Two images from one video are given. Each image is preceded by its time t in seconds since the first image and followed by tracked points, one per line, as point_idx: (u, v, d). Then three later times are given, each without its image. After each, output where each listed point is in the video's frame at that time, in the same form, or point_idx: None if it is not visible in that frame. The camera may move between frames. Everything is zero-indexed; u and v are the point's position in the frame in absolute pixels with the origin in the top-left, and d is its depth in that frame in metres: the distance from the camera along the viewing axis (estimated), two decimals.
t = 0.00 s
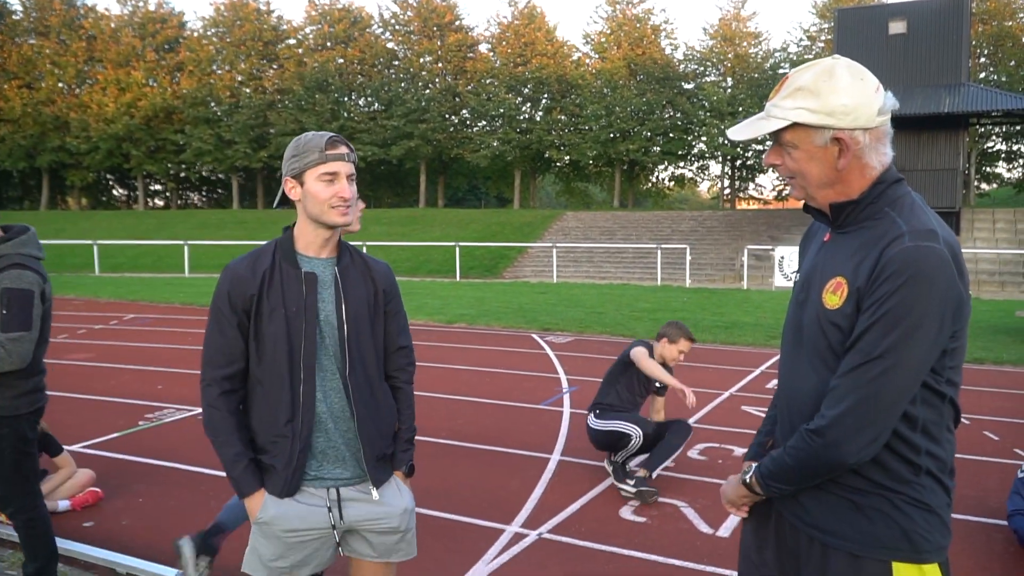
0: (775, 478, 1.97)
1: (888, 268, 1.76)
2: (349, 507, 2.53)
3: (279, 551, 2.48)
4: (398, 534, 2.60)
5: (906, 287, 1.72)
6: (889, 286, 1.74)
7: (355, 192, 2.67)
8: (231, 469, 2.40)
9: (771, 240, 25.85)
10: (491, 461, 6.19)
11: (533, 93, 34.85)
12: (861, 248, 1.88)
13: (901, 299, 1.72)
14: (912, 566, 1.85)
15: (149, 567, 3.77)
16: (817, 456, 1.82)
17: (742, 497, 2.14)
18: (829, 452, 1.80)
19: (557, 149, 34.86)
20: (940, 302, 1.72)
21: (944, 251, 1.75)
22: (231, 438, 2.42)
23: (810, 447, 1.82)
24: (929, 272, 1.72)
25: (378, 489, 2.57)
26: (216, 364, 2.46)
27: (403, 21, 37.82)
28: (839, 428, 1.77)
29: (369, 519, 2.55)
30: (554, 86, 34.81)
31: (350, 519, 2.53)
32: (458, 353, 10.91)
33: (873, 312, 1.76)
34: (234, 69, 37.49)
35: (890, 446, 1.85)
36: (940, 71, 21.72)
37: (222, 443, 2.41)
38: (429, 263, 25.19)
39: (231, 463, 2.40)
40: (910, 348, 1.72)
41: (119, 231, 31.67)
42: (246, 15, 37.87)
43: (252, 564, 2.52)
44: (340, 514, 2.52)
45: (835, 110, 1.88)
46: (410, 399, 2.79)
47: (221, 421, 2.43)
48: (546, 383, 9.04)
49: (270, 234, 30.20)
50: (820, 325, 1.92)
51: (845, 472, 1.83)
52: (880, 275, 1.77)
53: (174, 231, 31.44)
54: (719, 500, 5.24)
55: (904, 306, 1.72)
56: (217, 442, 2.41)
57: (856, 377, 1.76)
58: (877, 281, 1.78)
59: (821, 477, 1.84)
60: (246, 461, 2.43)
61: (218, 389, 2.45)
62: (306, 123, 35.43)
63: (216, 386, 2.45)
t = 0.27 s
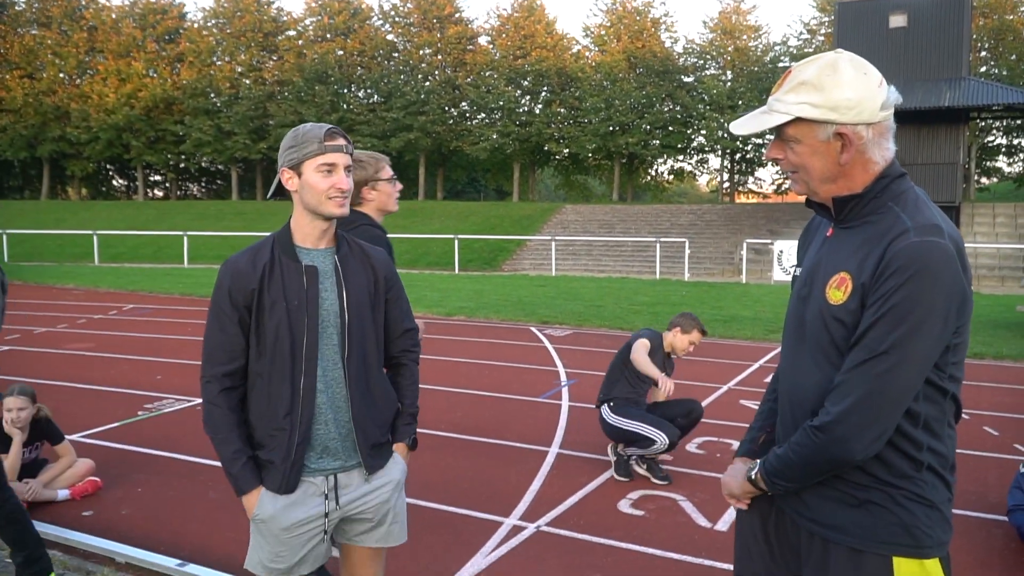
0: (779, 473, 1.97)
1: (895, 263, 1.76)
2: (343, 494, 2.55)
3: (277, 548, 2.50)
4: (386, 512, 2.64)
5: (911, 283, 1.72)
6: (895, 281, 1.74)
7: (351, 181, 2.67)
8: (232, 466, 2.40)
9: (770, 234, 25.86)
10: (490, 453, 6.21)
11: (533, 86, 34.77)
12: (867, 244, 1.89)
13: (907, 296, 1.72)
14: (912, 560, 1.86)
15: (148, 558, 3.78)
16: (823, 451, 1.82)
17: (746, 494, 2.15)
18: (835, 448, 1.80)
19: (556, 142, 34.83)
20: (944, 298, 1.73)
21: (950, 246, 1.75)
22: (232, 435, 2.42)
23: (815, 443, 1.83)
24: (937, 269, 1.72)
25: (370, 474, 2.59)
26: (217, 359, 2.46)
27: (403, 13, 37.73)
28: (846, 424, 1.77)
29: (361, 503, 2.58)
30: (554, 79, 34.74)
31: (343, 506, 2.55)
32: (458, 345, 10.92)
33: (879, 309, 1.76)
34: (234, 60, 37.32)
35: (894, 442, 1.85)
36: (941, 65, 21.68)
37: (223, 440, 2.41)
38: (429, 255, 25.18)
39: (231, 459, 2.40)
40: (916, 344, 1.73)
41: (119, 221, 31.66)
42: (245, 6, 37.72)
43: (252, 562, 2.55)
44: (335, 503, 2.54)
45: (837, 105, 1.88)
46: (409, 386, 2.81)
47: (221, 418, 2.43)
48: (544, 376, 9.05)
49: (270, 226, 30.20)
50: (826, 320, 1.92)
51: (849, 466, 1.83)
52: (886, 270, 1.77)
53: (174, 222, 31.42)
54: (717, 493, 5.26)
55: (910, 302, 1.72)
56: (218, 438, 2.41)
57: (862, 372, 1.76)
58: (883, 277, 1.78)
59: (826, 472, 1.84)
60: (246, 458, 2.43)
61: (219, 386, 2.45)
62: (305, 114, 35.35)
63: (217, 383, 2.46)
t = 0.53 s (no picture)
0: (789, 469, 1.97)
1: (905, 257, 1.75)
2: (355, 491, 2.55)
3: (290, 548, 2.49)
4: (395, 508, 2.65)
5: (922, 276, 1.72)
6: (906, 276, 1.74)
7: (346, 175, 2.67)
8: (243, 465, 2.40)
9: (772, 228, 25.83)
10: (494, 449, 6.21)
11: (534, 82, 34.70)
12: (876, 238, 1.88)
13: (916, 291, 1.72)
14: (922, 553, 1.86)
15: (155, 557, 3.79)
16: (834, 445, 1.81)
17: (757, 492, 2.13)
18: (845, 443, 1.80)
19: (558, 138, 34.79)
20: (954, 291, 1.72)
21: (960, 239, 1.75)
22: (243, 434, 2.42)
23: (825, 437, 1.82)
24: (947, 263, 1.72)
25: (380, 466, 2.60)
26: (225, 359, 2.46)
27: (404, 10, 37.70)
28: (856, 419, 1.77)
29: (373, 498, 2.58)
30: (554, 75, 34.65)
31: (355, 503, 2.55)
32: (461, 342, 10.92)
33: (890, 302, 1.75)
34: (235, 59, 37.19)
35: (903, 435, 1.85)
36: (943, 57, 21.62)
37: (234, 439, 2.41)
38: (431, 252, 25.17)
39: (242, 458, 2.40)
40: (926, 337, 1.72)
41: (121, 221, 31.72)
42: (246, 4, 37.68)
43: (262, 560, 2.53)
44: (346, 500, 2.54)
45: (844, 98, 1.88)
46: (413, 379, 2.81)
47: (232, 418, 2.43)
48: (548, 372, 9.06)
49: (271, 224, 30.19)
50: (834, 315, 1.91)
51: (861, 461, 1.83)
52: (897, 264, 1.77)
53: (177, 221, 31.47)
54: (722, 488, 5.26)
55: (920, 296, 1.72)
56: (229, 439, 2.41)
57: (873, 367, 1.76)
58: (893, 271, 1.77)
59: (837, 467, 1.84)
60: (257, 458, 2.43)
61: (230, 386, 2.45)
62: (306, 113, 35.34)
63: (228, 383, 2.45)
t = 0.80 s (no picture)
0: (788, 469, 1.96)
1: (904, 258, 1.75)
2: (355, 492, 2.56)
3: (291, 548, 2.49)
4: (398, 508, 2.66)
5: (921, 277, 1.72)
6: (904, 278, 1.74)
7: (343, 177, 2.67)
8: (242, 464, 2.40)
9: (774, 229, 25.81)
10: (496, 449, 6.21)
11: (538, 82, 34.85)
12: (875, 239, 1.88)
13: (915, 292, 1.71)
14: (919, 552, 1.86)
15: (156, 558, 3.80)
16: (832, 445, 1.81)
17: (758, 492, 2.12)
18: (844, 443, 1.79)
19: (561, 138, 34.76)
20: (952, 293, 1.72)
21: (959, 241, 1.75)
22: (242, 434, 2.42)
23: (824, 437, 1.82)
24: (945, 265, 1.71)
25: (379, 466, 2.61)
26: (223, 359, 2.45)
27: (407, 9, 37.69)
28: (855, 419, 1.76)
29: (374, 499, 2.60)
30: (558, 75, 34.71)
31: (355, 504, 2.56)
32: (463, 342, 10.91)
33: (888, 302, 1.75)
34: (238, 57, 37.26)
35: (903, 436, 1.85)
36: (946, 58, 21.59)
37: (232, 439, 2.41)
38: (433, 252, 25.17)
39: (242, 458, 2.40)
40: (925, 338, 1.72)
41: (124, 219, 31.75)
42: (249, 3, 37.68)
43: (263, 562, 2.54)
44: (347, 499, 2.55)
45: (845, 99, 1.87)
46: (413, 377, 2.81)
47: (231, 418, 2.43)
48: (549, 371, 9.06)
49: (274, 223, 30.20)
50: (834, 315, 1.91)
51: (859, 461, 1.83)
52: (898, 264, 1.76)
53: (180, 220, 31.53)
54: (724, 487, 5.26)
55: (918, 298, 1.71)
56: (228, 439, 2.42)
57: (871, 368, 1.76)
58: (892, 272, 1.77)
59: (835, 467, 1.84)
60: (256, 458, 2.43)
61: (229, 386, 2.44)
62: (310, 112, 35.36)
63: (227, 383, 2.44)
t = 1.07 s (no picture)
0: (783, 466, 1.97)
1: (899, 256, 1.76)
2: (347, 492, 2.56)
3: (284, 549, 2.49)
4: (391, 508, 2.66)
5: (916, 275, 1.73)
6: (901, 275, 1.74)
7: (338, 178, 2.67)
8: (235, 466, 2.40)
9: (769, 228, 25.87)
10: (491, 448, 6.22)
11: (532, 82, 34.81)
12: (871, 237, 1.89)
13: (910, 290, 1.72)
14: (910, 548, 1.87)
15: (152, 560, 3.79)
16: (827, 441, 1.82)
17: (753, 488, 2.12)
18: (839, 441, 1.80)
19: (555, 137, 34.76)
20: (948, 291, 1.73)
21: (954, 240, 1.76)
22: (235, 435, 2.43)
23: (819, 433, 1.83)
24: (941, 262, 1.72)
25: (371, 466, 2.60)
26: (216, 360, 2.45)
27: (401, 10, 37.61)
28: (851, 415, 1.77)
29: (366, 499, 2.59)
30: (553, 75, 34.75)
31: (348, 504, 2.56)
32: (458, 342, 10.92)
33: (883, 300, 1.76)
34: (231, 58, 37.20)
35: (897, 434, 1.86)
36: (939, 57, 21.65)
37: (225, 440, 2.41)
38: (428, 252, 25.14)
39: (234, 459, 2.41)
40: (920, 335, 1.73)
41: (117, 221, 31.64)
42: (242, 4, 37.57)
43: (256, 561, 2.54)
44: (339, 499, 2.55)
45: (837, 98, 1.88)
46: (407, 378, 2.81)
47: (224, 418, 2.43)
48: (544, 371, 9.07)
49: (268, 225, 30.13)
50: (830, 313, 1.92)
51: (854, 457, 1.84)
52: (892, 261, 1.77)
53: (174, 221, 31.46)
54: (718, 486, 5.27)
55: (913, 296, 1.72)
56: (221, 439, 2.42)
57: (865, 365, 1.77)
58: (887, 270, 1.78)
59: (831, 463, 1.85)
60: (249, 459, 2.43)
61: (223, 386, 2.44)
62: (303, 112, 35.30)
63: (220, 383, 2.45)
